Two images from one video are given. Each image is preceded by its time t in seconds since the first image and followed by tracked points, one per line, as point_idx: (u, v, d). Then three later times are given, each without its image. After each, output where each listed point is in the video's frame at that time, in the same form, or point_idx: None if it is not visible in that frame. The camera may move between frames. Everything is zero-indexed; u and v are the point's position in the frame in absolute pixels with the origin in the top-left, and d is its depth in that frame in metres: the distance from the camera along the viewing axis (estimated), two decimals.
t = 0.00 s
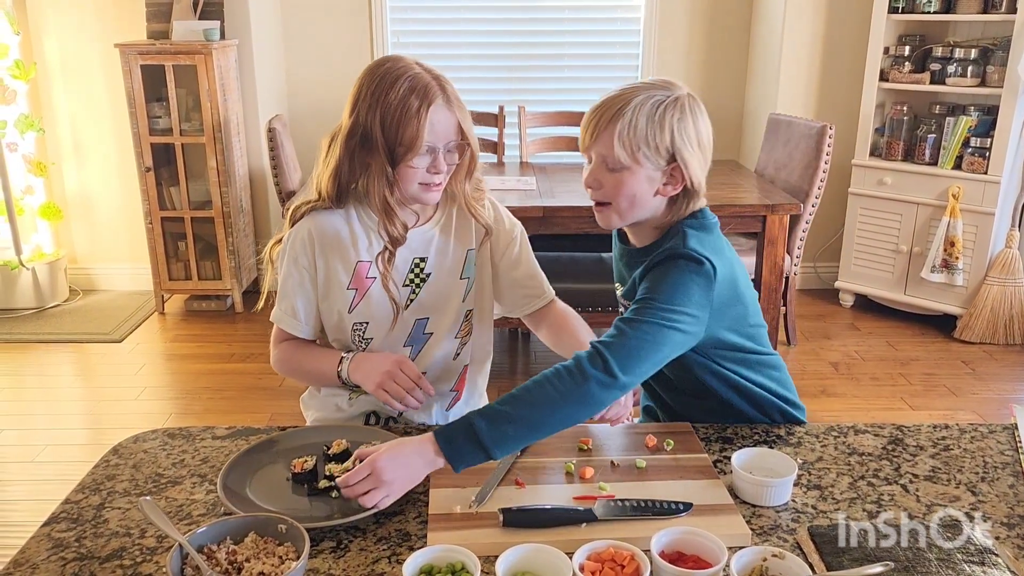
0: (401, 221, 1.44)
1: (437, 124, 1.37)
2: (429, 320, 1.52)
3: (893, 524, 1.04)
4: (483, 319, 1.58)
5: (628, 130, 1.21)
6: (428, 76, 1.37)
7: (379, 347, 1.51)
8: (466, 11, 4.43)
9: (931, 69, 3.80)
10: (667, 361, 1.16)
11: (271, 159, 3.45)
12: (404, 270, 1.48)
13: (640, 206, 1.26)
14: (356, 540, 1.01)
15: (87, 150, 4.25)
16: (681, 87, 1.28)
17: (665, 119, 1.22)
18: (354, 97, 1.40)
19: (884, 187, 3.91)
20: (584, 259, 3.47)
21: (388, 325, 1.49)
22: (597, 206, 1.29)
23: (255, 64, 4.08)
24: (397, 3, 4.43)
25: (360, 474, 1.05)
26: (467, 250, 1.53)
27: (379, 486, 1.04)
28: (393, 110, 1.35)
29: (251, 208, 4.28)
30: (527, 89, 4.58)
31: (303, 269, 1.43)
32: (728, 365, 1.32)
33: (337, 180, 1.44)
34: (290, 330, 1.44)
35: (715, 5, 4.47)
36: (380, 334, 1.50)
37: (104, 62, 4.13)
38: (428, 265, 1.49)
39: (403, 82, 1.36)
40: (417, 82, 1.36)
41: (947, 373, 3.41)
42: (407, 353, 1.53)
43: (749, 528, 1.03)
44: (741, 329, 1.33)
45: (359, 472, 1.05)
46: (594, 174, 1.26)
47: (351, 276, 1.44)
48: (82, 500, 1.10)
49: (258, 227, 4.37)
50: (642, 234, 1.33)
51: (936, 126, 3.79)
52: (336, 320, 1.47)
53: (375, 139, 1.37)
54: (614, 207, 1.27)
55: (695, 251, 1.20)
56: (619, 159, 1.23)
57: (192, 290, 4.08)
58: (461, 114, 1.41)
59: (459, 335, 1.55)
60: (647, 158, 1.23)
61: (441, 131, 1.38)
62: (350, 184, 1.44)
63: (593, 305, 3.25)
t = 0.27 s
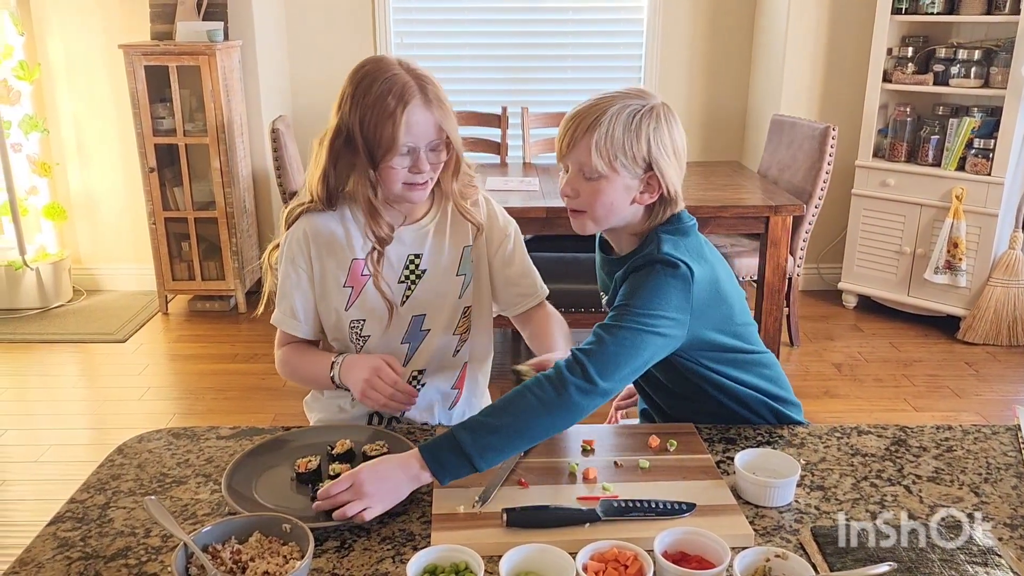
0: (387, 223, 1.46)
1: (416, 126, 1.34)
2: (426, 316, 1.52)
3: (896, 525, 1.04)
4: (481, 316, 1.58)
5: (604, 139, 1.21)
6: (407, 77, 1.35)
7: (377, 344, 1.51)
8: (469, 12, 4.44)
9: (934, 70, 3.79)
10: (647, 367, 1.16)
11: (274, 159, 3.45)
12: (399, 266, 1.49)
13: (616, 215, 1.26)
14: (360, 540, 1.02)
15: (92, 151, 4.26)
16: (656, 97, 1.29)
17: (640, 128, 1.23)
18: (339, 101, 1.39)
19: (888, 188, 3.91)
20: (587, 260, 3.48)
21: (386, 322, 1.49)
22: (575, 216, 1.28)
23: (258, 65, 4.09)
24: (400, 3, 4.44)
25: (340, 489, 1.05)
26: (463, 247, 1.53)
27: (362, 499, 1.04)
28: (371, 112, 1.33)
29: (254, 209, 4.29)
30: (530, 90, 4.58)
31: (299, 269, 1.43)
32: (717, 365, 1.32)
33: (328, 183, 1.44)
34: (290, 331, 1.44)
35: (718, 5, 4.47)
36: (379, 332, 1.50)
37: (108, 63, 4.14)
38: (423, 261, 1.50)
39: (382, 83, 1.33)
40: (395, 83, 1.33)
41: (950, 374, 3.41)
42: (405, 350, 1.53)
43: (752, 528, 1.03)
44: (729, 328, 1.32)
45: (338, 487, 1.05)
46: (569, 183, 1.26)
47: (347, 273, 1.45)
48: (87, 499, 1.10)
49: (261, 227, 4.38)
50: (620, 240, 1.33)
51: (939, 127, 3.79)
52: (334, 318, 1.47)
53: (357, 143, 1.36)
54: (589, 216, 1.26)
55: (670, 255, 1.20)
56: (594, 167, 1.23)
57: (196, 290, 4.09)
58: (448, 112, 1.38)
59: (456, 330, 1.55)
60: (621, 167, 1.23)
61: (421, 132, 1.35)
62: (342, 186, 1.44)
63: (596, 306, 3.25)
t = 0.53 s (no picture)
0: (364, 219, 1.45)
1: (391, 124, 1.32)
2: (409, 310, 1.49)
3: (899, 525, 1.05)
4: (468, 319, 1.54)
5: (602, 128, 1.22)
6: (395, 75, 1.34)
7: (361, 335, 1.49)
8: (472, 13, 4.44)
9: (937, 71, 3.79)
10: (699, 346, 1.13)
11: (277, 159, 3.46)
12: (384, 257, 1.47)
13: (618, 200, 1.26)
14: (363, 539, 1.02)
15: (96, 151, 4.27)
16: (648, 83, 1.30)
17: (637, 112, 1.23)
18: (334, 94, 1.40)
19: (890, 189, 3.91)
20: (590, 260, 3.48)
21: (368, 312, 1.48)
22: (579, 206, 1.28)
23: (262, 65, 4.09)
24: (403, 4, 4.44)
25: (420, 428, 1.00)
26: (452, 246, 1.49)
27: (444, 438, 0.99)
28: (351, 106, 1.33)
29: (257, 208, 4.30)
30: (533, 91, 4.58)
31: (286, 253, 1.45)
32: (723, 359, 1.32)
33: (320, 174, 1.45)
34: (273, 313, 1.44)
35: (721, 6, 4.47)
36: (361, 322, 1.49)
37: (111, 63, 4.15)
38: (410, 254, 1.48)
39: (365, 79, 1.33)
40: (378, 79, 1.33)
41: (953, 375, 3.41)
42: (387, 345, 1.50)
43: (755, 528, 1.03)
44: (738, 318, 1.32)
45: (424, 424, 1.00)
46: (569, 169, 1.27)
47: (333, 260, 1.45)
48: (92, 498, 1.11)
49: (264, 227, 4.39)
50: (626, 227, 1.34)
51: (942, 128, 3.79)
52: (319, 304, 1.47)
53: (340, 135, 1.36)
54: (590, 204, 1.27)
55: (688, 235, 1.21)
56: (592, 154, 1.23)
57: (199, 291, 4.09)
58: (428, 118, 1.34)
59: (443, 328, 1.52)
60: (620, 151, 1.23)
61: (396, 130, 1.33)
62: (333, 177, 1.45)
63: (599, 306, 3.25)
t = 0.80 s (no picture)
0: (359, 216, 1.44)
1: (379, 124, 1.30)
2: (401, 308, 1.47)
3: (902, 526, 1.05)
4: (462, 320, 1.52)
5: (570, 127, 1.40)
6: (387, 73, 1.32)
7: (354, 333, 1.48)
8: (474, 13, 4.44)
9: (939, 72, 3.79)
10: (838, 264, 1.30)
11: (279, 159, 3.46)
12: (378, 255, 1.46)
13: (613, 180, 1.39)
14: (365, 539, 1.02)
15: (98, 151, 4.27)
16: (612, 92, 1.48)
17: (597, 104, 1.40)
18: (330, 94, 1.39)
19: (892, 189, 3.91)
20: (591, 261, 3.48)
21: (360, 310, 1.46)
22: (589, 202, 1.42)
23: (264, 66, 4.10)
24: (405, 4, 4.45)
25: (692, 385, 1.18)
26: (446, 245, 1.48)
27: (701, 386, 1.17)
28: (341, 105, 1.32)
29: (260, 208, 4.31)
30: (535, 91, 4.58)
31: (285, 249, 1.46)
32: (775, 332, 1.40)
33: (317, 173, 1.45)
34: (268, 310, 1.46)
35: (723, 6, 4.47)
36: (354, 319, 1.47)
37: (114, 63, 4.15)
38: (403, 253, 1.47)
39: (356, 78, 1.32)
40: (368, 78, 1.31)
41: (955, 376, 3.41)
42: (380, 342, 1.48)
43: (757, 528, 1.03)
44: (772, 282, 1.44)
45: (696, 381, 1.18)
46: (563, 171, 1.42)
47: (327, 256, 1.45)
48: (95, 497, 1.11)
49: (266, 227, 4.39)
50: (645, 212, 1.44)
51: (944, 129, 3.79)
52: (316, 300, 1.48)
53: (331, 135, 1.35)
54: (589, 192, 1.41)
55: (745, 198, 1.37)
56: (572, 148, 1.39)
57: (201, 290, 4.10)
58: (417, 120, 1.32)
59: (436, 327, 1.50)
60: (593, 135, 1.38)
61: (384, 130, 1.31)
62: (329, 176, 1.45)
63: (601, 306, 3.26)
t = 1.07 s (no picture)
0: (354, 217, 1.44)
1: (376, 125, 1.30)
2: (396, 310, 1.47)
3: (903, 526, 1.05)
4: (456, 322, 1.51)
5: (610, 109, 1.34)
6: (387, 75, 1.32)
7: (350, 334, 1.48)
8: (475, 13, 4.44)
9: (941, 72, 3.79)
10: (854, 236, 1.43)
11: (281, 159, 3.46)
12: (371, 258, 1.46)
13: (650, 168, 1.35)
14: (367, 538, 1.02)
15: (100, 150, 4.28)
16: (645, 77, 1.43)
17: (636, 89, 1.35)
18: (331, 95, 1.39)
19: (894, 190, 3.91)
20: (593, 260, 3.49)
21: (356, 312, 1.46)
22: (621, 186, 1.37)
23: (265, 66, 4.10)
24: (406, 4, 4.45)
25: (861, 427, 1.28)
26: (438, 247, 1.46)
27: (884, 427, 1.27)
28: (339, 105, 1.32)
29: (261, 207, 4.31)
30: (536, 91, 4.58)
31: (279, 250, 1.45)
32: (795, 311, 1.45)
33: (314, 172, 1.45)
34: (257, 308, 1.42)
35: (724, 6, 4.47)
36: (351, 321, 1.47)
37: (116, 63, 4.16)
38: (396, 256, 1.45)
39: (356, 79, 1.32)
40: (368, 80, 1.31)
41: (956, 376, 3.40)
42: (377, 343, 1.48)
43: (759, 528, 1.04)
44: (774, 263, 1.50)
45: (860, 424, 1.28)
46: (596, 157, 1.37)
47: (323, 258, 1.45)
48: (98, 495, 1.11)
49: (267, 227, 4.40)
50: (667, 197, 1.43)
51: (946, 129, 3.79)
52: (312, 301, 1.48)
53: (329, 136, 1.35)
54: (626, 179, 1.36)
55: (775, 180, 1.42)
56: (612, 134, 1.33)
57: (203, 290, 4.11)
58: (413, 122, 1.32)
59: (431, 330, 1.48)
60: (636, 122, 1.33)
61: (381, 131, 1.31)
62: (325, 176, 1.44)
63: (602, 306, 3.26)
